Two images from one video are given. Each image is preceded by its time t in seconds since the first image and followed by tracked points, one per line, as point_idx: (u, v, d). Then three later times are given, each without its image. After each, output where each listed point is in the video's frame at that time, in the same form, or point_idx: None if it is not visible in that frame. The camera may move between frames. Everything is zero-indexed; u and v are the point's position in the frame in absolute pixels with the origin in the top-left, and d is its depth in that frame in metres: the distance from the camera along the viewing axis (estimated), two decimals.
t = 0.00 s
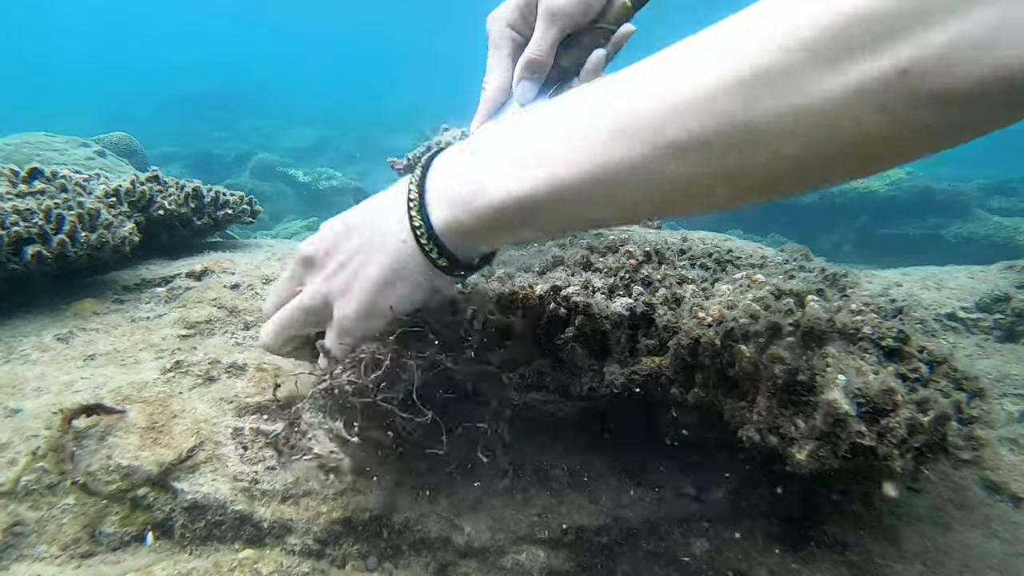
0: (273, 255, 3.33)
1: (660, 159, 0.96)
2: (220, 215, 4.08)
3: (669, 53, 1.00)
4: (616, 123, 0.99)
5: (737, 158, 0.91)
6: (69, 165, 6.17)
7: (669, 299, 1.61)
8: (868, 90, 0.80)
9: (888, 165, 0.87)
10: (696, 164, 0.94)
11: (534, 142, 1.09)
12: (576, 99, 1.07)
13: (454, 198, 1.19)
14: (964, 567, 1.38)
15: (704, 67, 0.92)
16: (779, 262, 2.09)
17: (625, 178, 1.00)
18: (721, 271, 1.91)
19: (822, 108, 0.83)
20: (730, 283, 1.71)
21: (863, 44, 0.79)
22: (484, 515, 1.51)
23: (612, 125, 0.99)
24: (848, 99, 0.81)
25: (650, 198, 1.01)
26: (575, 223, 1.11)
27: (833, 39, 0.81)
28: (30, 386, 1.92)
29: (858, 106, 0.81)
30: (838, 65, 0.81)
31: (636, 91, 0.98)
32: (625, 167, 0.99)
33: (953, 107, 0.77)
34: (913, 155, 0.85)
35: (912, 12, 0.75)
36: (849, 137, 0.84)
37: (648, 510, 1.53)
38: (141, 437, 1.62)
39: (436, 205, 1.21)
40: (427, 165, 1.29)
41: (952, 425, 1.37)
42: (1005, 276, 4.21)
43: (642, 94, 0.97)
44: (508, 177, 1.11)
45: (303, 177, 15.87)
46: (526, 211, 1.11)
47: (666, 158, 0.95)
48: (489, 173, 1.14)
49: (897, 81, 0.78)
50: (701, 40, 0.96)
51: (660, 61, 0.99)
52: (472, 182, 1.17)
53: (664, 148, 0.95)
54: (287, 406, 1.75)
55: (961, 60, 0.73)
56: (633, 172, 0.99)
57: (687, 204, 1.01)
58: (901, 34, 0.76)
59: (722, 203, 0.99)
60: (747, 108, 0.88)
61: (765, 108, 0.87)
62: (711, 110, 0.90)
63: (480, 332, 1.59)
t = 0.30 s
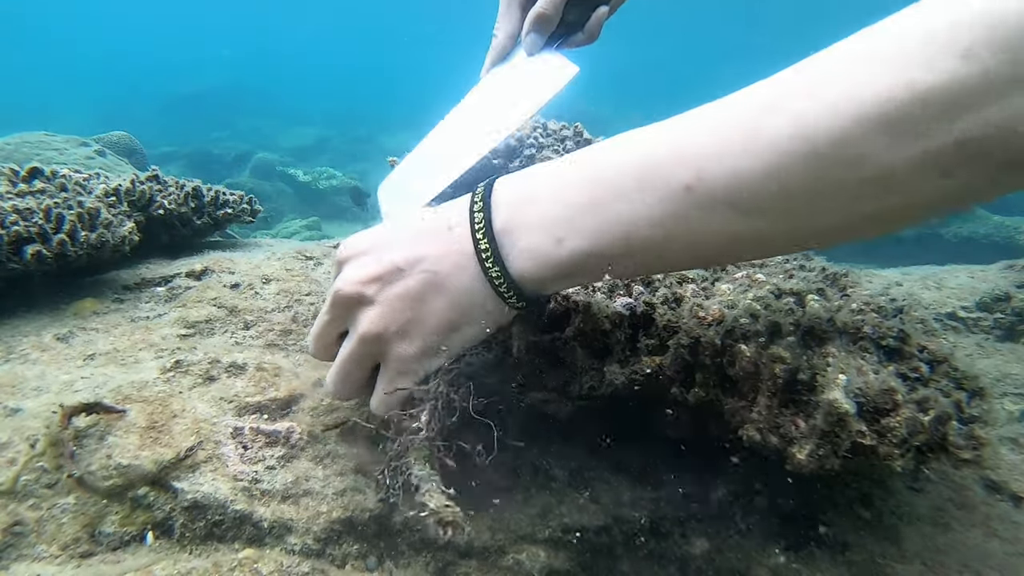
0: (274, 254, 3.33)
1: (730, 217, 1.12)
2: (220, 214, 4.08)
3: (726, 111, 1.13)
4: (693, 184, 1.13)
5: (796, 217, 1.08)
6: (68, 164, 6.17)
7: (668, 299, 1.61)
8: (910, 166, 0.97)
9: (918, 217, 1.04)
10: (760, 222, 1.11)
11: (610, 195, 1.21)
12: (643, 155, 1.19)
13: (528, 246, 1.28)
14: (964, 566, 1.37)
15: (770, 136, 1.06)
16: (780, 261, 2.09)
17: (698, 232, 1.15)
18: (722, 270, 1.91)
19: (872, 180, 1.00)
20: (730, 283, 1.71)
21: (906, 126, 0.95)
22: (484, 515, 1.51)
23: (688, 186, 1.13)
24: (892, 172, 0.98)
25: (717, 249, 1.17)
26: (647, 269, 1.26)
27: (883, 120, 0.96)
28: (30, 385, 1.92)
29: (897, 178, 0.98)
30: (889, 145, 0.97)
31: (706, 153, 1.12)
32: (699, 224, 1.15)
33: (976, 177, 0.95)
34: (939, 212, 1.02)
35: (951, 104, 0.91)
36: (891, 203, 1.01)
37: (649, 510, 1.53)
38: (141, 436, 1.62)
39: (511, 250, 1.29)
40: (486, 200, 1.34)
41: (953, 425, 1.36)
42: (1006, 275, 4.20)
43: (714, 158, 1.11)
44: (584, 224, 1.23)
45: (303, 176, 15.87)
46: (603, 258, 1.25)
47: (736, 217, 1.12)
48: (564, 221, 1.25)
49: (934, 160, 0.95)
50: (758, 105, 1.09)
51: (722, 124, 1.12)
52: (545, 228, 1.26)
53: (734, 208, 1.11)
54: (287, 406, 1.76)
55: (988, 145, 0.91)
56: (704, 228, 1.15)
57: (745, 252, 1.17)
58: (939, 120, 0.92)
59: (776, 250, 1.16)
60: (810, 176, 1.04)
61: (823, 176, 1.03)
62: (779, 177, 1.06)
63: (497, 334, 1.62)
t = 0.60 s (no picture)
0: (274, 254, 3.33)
1: (722, 195, 1.04)
2: (219, 213, 4.08)
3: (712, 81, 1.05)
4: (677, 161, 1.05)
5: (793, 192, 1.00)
6: (68, 164, 6.16)
7: (669, 299, 1.62)
8: (912, 126, 0.89)
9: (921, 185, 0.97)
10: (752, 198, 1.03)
11: (594, 180, 1.14)
12: (623, 135, 1.12)
13: (513, 242, 1.22)
14: (964, 566, 1.37)
15: (762, 102, 0.98)
16: (780, 260, 2.09)
17: (687, 214, 1.08)
18: (722, 270, 1.92)
19: (875, 145, 0.92)
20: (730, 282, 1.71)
21: (903, 83, 0.87)
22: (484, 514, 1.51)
23: (673, 165, 1.06)
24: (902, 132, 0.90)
25: (708, 230, 1.09)
26: (636, 255, 1.19)
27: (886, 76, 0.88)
28: (30, 385, 1.92)
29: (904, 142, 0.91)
30: (891, 106, 0.88)
31: (692, 127, 1.04)
32: (688, 204, 1.07)
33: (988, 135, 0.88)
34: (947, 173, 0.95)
35: (951, 56, 0.83)
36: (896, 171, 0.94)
37: (648, 510, 1.53)
38: (141, 436, 1.61)
39: (494, 247, 1.24)
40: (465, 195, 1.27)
41: (954, 425, 1.36)
42: (1006, 275, 4.20)
43: (700, 130, 1.03)
44: (568, 213, 1.17)
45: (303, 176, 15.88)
46: (589, 247, 1.18)
47: (728, 195, 1.04)
48: (546, 212, 1.19)
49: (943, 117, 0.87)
50: (744, 72, 1.01)
51: (705, 95, 1.04)
52: (527, 222, 1.21)
53: (724, 186, 1.03)
54: (287, 405, 1.76)
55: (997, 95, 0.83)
56: (693, 209, 1.07)
57: (739, 231, 1.09)
58: (943, 70, 0.84)
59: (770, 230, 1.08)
60: (805, 145, 0.96)
61: (820, 144, 0.95)
62: (771, 148, 0.98)
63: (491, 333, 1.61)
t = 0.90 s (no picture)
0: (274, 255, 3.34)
1: (692, 197, 0.92)
2: (219, 214, 4.09)
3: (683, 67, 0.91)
4: (636, 164, 0.94)
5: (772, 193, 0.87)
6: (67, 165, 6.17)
7: (669, 299, 1.65)
8: (907, 115, 0.73)
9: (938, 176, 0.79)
10: (728, 200, 0.90)
11: (553, 183, 1.04)
12: (587, 131, 1.01)
13: (481, 249, 1.16)
14: (965, 566, 1.37)
15: (729, 91, 0.84)
16: (780, 261, 2.10)
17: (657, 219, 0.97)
18: (722, 270, 1.93)
19: (856, 138, 0.77)
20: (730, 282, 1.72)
21: (894, 62, 0.71)
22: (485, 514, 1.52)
23: (634, 167, 0.94)
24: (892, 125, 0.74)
25: (685, 233, 0.98)
26: (616, 257, 1.08)
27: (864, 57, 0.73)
28: (30, 386, 1.92)
29: (888, 137, 0.75)
30: (878, 90, 0.73)
31: (655, 121, 0.91)
32: (652, 210, 0.96)
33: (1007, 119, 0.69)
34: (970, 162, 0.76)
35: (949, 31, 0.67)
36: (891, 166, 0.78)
37: (648, 510, 1.54)
38: (142, 437, 1.62)
39: (467, 256, 1.18)
40: (433, 203, 1.21)
41: (953, 425, 1.36)
42: (1006, 275, 4.21)
43: (662, 126, 0.90)
44: (532, 219, 1.08)
45: (302, 178, 15.90)
46: (560, 252, 1.09)
47: (695, 198, 0.91)
48: (512, 216, 1.10)
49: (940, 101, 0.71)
50: (719, 50, 0.87)
51: (671, 84, 0.91)
52: (495, 227, 1.13)
53: (696, 187, 0.91)
54: (287, 406, 1.76)
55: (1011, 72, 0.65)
56: (662, 214, 0.96)
57: (726, 232, 0.97)
58: (942, 47, 0.68)
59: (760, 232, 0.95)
60: (776, 140, 0.82)
61: (796, 136, 0.80)
62: (743, 142, 0.84)
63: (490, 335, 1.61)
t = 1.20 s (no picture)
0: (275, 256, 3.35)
1: (457, 183, 0.59)
2: (220, 216, 4.11)
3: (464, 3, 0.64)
4: (387, 144, 0.64)
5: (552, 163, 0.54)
6: (67, 168, 6.18)
7: (668, 300, 1.68)
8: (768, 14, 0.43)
9: (861, 104, 0.47)
10: (501, 183, 0.56)
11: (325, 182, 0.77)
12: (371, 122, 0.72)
13: (274, 265, 0.88)
14: (964, 567, 1.38)
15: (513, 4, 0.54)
16: (779, 261, 2.11)
17: (420, 221, 0.63)
18: (721, 271, 1.93)
19: (659, 50, 0.46)
20: (729, 283, 1.73)
21: None
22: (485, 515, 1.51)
23: (393, 155, 0.63)
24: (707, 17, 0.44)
25: (487, 243, 0.63)
26: (405, 278, 0.73)
27: None
28: (31, 389, 1.92)
29: (717, 41, 0.44)
30: None
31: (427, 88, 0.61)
32: (405, 208, 0.63)
33: None
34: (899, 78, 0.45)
35: None
36: (744, 96, 0.46)
37: (648, 511, 1.53)
38: (142, 439, 1.62)
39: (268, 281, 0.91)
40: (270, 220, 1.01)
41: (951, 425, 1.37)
42: (1006, 275, 4.21)
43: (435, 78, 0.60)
44: (304, 230, 0.80)
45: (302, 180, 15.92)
46: (331, 278, 0.78)
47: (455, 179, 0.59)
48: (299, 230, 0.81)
49: None
50: None
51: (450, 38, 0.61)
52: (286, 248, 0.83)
53: (473, 172, 0.57)
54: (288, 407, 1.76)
55: None
56: (423, 211, 0.62)
57: (538, 230, 0.60)
58: None
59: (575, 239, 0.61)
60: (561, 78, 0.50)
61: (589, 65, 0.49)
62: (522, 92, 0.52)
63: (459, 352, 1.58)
